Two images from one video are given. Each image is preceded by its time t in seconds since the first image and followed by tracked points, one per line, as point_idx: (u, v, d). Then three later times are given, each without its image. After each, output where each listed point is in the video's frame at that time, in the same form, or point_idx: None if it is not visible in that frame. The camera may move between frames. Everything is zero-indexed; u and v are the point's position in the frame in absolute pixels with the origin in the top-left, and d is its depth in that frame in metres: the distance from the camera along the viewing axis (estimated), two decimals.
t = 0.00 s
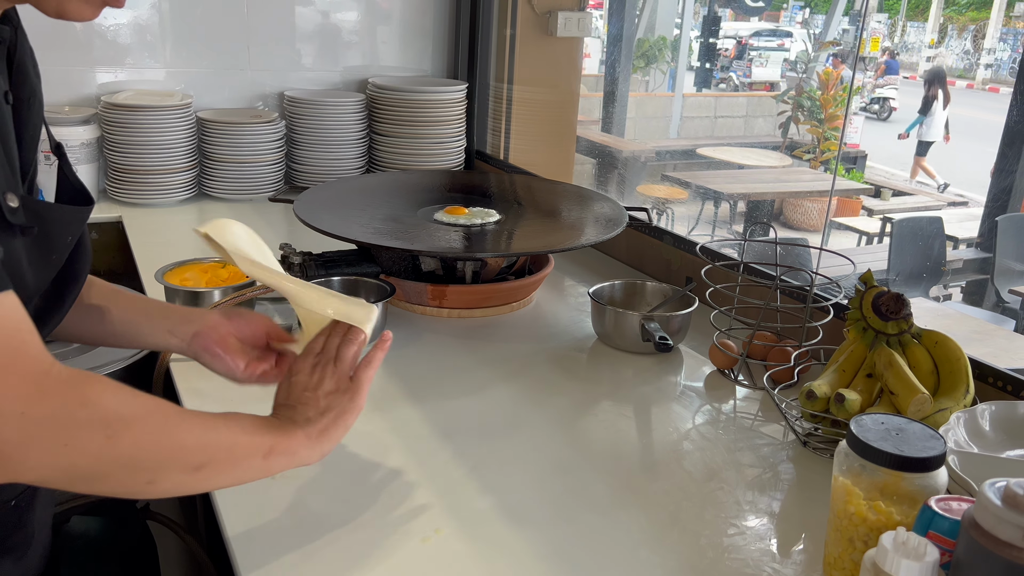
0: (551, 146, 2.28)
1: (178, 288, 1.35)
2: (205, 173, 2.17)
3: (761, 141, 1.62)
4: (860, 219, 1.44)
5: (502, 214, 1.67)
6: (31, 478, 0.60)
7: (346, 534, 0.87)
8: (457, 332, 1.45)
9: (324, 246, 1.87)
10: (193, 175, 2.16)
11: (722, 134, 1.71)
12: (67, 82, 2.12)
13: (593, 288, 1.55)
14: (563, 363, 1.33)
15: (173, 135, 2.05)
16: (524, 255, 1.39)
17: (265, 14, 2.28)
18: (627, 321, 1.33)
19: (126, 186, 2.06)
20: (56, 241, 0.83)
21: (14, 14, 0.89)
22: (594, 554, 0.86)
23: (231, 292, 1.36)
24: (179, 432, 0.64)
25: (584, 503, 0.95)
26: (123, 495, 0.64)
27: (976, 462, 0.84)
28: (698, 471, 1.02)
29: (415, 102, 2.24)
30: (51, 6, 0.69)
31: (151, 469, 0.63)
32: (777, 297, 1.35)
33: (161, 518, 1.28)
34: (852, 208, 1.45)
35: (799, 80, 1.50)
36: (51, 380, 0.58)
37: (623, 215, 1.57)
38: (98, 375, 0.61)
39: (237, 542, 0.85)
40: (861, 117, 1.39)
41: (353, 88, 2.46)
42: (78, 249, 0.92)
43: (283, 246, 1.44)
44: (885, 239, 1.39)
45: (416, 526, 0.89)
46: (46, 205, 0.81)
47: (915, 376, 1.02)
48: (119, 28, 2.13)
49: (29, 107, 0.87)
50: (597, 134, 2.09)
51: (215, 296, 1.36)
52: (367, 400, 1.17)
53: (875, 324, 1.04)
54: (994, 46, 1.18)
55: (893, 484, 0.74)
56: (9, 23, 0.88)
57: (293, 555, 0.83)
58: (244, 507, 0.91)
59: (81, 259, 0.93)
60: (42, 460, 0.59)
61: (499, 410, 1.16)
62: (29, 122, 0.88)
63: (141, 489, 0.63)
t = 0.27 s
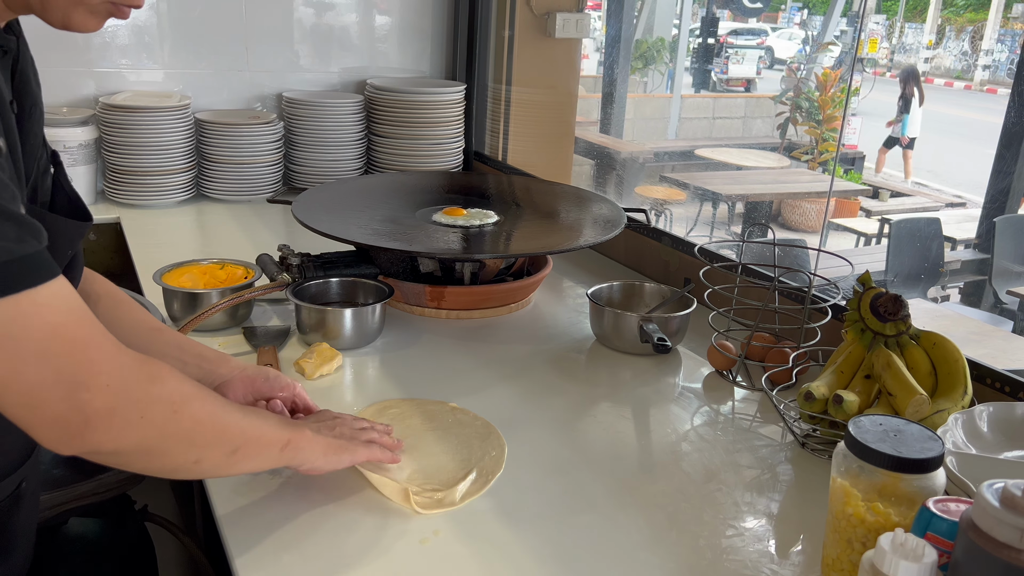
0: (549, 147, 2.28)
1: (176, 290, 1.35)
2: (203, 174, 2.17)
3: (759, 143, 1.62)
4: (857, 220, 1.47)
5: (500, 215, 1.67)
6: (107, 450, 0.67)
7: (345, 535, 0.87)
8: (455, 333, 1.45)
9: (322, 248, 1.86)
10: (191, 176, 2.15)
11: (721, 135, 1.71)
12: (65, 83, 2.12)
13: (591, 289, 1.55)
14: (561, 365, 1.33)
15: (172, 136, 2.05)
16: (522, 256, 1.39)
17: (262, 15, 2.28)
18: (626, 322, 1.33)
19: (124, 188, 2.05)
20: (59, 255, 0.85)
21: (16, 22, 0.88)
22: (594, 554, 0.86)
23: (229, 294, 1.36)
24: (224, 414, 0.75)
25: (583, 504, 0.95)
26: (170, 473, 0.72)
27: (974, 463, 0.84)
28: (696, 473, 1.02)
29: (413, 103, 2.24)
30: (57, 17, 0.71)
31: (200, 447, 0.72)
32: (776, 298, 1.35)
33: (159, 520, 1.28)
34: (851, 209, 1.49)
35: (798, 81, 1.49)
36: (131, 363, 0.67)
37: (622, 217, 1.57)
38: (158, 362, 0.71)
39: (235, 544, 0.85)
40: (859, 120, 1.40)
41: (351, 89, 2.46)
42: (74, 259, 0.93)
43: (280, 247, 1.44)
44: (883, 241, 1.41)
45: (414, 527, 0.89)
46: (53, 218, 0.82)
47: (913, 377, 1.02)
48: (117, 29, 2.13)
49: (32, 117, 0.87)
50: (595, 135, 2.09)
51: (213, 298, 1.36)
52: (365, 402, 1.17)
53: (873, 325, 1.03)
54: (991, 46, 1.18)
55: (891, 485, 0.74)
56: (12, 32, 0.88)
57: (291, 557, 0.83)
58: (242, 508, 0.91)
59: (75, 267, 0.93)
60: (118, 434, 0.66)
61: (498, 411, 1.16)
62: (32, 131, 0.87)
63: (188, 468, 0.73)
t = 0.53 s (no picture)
0: (547, 147, 2.28)
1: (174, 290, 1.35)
2: (201, 175, 2.17)
3: (757, 143, 1.62)
4: (857, 221, 1.47)
5: (499, 215, 1.67)
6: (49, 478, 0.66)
7: (343, 536, 0.87)
8: (453, 334, 1.45)
9: (320, 248, 1.86)
10: (189, 176, 2.15)
11: (720, 135, 1.71)
12: (63, 82, 2.12)
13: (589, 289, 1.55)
14: (560, 365, 1.32)
15: (170, 136, 2.05)
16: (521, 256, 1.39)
17: (261, 15, 2.28)
18: (624, 323, 1.33)
19: (123, 187, 2.05)
20: (49, 239, 0.82)
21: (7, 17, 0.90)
22: (593, 555, 0.86)
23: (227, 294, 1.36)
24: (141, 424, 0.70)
25: (581, 505, 0.94)
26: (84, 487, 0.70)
27: (972, 464, 0.84)
28: (695, 473, 1.02)
29: (412, 103, 2.24)
30: (42, 7, 0.69)
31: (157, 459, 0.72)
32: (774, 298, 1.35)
33: (157, 521, 1.28)
34: (850, 209, 1.48)
35: (797, 82, 1.51)
36: (22, 389, 0.63)
37: (620, 217, 1.57)
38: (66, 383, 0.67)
39: (233, 544, 0.85)
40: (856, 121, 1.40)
41: (350, 89, 2.46)
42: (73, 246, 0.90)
43: (279, 247, 1.44)
44: (881, 240, 1.40)
45: (412, 528, 0.89)
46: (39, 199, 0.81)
47: (912, 378, 1.02)
48: (116, 29, 2.13)
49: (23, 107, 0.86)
50: (594, 135, 2.09)
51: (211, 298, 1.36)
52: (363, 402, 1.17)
53: (871, 326, 1.04)
54: (989, 47, 1.18)
55: (889, 486, 0.75)
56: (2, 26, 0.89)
57: (289, 557, 0.83)
58: (240, 508, 0.91)
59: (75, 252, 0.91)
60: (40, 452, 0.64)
61: (496, 411, 1.16)
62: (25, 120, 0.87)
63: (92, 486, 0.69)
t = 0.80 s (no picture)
0: (545, 146, 2.28)
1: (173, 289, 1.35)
2: (200, 173, 2.17)
3: (756, 142, 1.62)
4: (857, 220, 1.46)
5: (497, 214, 1.67)
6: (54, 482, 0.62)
7: (342, 534, 0.87)
8: (452, 332, 1.45)
9: (319, 247, 1.86)
10: (188, 175, 2.15)
11: (718, 134, 1.71)
12: (62, 81, 2.11)
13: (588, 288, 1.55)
14: (559, 364, 1.32)
15: (169, 135, 2.05)
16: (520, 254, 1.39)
17: (260, 13, 2.27)
18: (623, 321, 1.33)
19: (121, 186, 2.05)
20: (53, 239, 0.82)
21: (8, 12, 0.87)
22: (592, 554, 0.86)
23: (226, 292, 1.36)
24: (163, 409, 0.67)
25: (580, 504, 0.94)
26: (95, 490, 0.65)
27: (971, 463, 0.84)
28: (693, 472, 1.02)
29: (411, 102, 2.23)
30: (46, 5, 0.69)
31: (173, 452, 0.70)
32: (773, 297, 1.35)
33: (155, 520, 1.28)
34: (851, 208, 1.48)
35: (795, 81, 1.51)
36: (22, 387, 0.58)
37: (619, 216, 1.56)
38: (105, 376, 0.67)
39: (231, 544, 0.85)
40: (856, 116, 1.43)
41: (349, 88, 2.46)
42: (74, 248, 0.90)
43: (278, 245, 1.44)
44: (881, 239, 1.40)
45: (411, 527, 0.89)
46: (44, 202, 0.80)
47: (911, 377, 1.02)
48: (114, 27, 2.13)
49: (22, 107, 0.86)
50: (593, 133, 2.08)
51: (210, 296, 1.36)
52: (362, 401, 1.17)
53: (870, 325, 1.04)
54: (988, 47, 1.18)
55: (888, 484, 0.74)
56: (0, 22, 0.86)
57: (288, 556, 0.83)
58: (238, 507, 0.91)
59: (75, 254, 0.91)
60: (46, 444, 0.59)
61: (495, 410, 1.16)
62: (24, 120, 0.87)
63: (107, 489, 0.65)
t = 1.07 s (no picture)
0: (544, 145, 2.28)
1: (172, 287, 1.35)
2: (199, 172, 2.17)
3: (755, 141, 1.63)
4: (857, 219, 1.49)
5: (497, 213, 1.67)
6: (86, 451, 0.66)
7: (342, 533, 0.87)
8: (452, 331, 1.44)
9: (318, 246, 1.86)
10: (187, 174, 2.15)
11: (717, 134, 1.72)
12: (61, 80, 2.11)
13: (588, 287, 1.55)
14: (558, 363, 1.32)
15: (168, 134, 2.05)
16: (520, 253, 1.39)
17: (259, 12, 2.27)
18: (623, 320, 1.33)
19: (120, 185, 2.05)
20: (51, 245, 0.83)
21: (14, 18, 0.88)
22: (591, 552, 0.86)
23: (225, 291, 1.36)
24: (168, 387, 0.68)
25: (579, 502, 0.94)
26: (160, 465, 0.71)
27: (970, 461, 0.84)
28: (693, 471, 1.02)
29: (410, 101, 2.23)
30: (52, 9, 0.69)
31: (184, 439, 0.70)
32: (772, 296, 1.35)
33: (155, 519, 1.28)
34: (850, 207, 1.51)
35: (794, 80, 1.52)
36: (113, 358, 0.65)
37: (619, 215, 1.56)
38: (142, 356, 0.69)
39: (230, 542, 0.85)
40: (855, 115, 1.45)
41: (348, 87, 2.46)
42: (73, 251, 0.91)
43: (278, 244, 1.44)
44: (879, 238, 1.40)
45: (410, 526, 0.89)
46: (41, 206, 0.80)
47: (910, 375, 1.02)
48: (113, 26, 2.13)
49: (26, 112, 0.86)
50: (592, 132, 2.08)
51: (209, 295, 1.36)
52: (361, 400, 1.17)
53: (870, 323, 1.04)
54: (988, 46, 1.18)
55: (888, 483, 0.74)
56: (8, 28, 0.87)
57: (287, 555, 0.83)
58: (238, 506, 0.91)
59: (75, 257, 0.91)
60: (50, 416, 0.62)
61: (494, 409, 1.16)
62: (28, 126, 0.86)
63: (178, 460, 0.71)
